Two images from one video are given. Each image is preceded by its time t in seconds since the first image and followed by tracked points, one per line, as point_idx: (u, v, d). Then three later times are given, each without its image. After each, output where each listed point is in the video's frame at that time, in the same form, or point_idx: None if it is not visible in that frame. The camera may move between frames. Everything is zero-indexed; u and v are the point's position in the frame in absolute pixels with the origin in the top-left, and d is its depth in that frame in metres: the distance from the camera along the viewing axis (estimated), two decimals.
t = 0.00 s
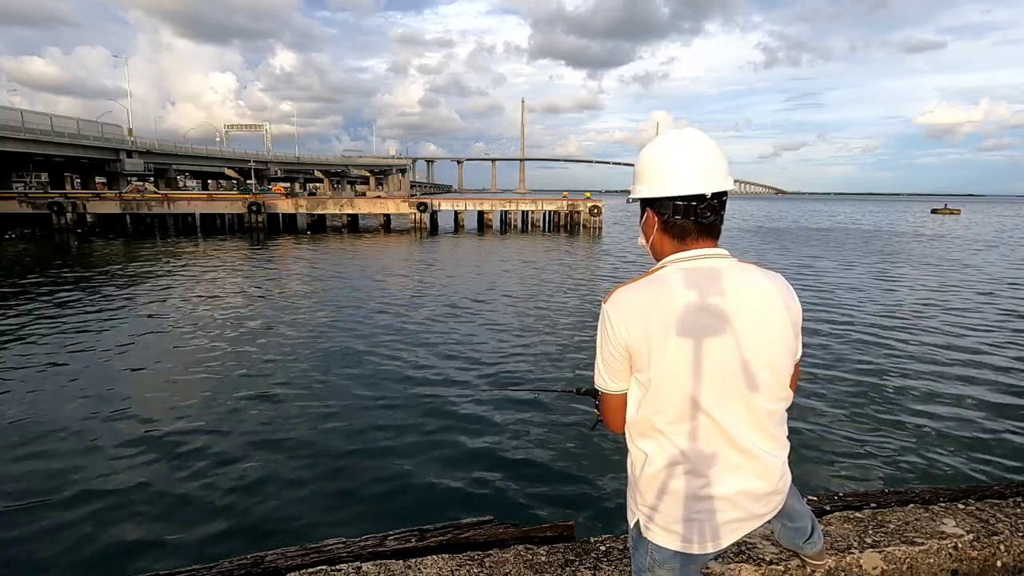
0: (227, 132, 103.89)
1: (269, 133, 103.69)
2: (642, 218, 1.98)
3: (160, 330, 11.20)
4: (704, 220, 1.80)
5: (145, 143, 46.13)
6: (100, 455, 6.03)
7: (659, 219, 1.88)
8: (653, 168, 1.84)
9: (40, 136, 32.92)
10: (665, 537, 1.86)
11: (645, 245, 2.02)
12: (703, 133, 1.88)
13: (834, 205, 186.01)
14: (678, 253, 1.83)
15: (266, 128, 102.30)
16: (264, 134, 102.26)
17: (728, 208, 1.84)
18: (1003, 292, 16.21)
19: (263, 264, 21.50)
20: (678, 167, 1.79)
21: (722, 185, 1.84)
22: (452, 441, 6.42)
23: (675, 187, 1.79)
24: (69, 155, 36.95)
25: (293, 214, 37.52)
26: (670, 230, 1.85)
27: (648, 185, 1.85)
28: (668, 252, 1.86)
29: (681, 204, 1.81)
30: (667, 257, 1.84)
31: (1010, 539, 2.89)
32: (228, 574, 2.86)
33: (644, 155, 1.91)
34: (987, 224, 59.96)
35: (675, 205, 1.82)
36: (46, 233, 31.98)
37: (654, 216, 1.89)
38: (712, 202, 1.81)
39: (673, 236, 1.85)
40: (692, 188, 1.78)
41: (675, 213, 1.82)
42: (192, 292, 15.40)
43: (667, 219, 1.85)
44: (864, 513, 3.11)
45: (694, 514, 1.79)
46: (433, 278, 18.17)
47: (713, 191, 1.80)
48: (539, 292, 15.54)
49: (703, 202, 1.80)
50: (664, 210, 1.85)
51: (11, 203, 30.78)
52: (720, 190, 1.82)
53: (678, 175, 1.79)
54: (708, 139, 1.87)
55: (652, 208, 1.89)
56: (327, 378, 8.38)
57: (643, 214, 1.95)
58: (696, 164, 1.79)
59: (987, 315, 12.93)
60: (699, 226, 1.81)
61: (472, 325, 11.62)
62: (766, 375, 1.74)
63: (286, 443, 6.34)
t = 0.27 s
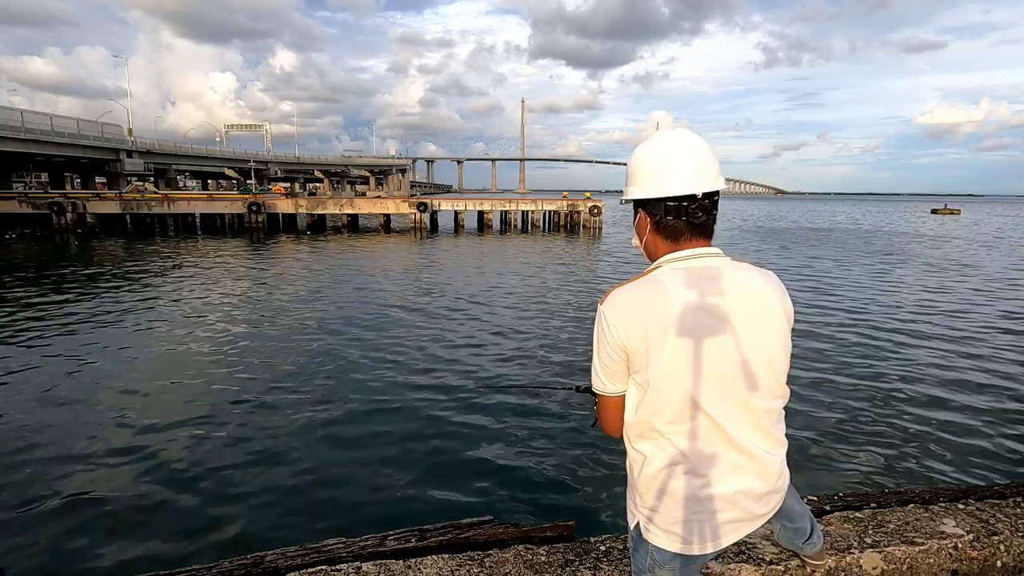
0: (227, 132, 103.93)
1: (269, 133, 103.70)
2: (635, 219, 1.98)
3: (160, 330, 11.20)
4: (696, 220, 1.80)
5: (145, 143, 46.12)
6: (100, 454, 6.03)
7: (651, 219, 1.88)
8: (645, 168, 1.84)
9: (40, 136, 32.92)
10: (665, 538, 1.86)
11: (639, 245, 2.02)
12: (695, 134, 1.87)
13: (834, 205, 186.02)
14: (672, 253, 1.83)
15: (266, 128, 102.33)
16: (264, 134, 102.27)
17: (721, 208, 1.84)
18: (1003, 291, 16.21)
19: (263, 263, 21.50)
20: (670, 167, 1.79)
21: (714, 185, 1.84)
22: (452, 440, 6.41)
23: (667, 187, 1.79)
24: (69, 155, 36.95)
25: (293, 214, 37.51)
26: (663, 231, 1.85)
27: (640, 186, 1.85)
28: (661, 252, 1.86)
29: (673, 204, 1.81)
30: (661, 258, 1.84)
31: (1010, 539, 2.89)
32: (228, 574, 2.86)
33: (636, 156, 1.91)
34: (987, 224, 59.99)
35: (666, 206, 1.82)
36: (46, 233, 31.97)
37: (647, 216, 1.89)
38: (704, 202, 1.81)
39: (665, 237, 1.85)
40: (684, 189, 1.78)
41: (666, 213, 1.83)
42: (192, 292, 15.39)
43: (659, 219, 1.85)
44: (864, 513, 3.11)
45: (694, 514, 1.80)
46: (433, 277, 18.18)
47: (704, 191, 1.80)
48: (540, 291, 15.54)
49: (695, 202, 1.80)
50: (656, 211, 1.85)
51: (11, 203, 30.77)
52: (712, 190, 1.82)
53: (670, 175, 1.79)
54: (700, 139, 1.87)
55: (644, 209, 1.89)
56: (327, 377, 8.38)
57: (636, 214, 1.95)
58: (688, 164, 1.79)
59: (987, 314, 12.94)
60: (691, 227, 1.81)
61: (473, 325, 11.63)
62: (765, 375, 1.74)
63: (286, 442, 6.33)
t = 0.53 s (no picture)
0: (227, 133, 104.00)
1: (269, 133, 103.69)
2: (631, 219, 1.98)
3: (161, 330, 11.19)
4: (692, 221, 1.80)
5: (145, 143, 46.09)
6: (100, 455, 6.02)
7: (646, 220, 1.87)
8: (641, 169, 1.84)
9: (40, 136, 32.92)
10: (666, 540, 1.86)
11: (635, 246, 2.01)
12: (692, 135, 1.87)
13: (834, 205, 185.99)
14: (667, 254, 1.84)
15: (266, 128, 102.33)
16: (264, 134, 102.26)
17: (717, 209, 1.84)
18: (1003, 291, 16.21)
19: (263, 263, 21.50)
20: (667, 168, 1.78)
21: (711, 187, 1.83)
22: (452, 440, 6.41)
23: (662, 188, 1.79)
24: (69, 155, 36.95)
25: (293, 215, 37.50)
26: (658, 232, 1.85)
27: (636, 186, 1.85)
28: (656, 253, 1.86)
29: (668, 205, 1.81)
30: (658, 258, 1.84)
31: (1010, 539, 2.89)
32: (228, 574, 2.86)
33: (633, 155, 1.90)
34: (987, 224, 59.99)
35: (663, 206, 1.82)
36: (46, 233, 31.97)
37: (642, 217, 1.89)
38: (699, 203, 1.81)
39: (660, 238, 1.85)
40: (680, 189, 1.78)
41: (662, 214, 1.83)
42: (192, 292, 15.41)
43: (655, 220, 1.85)
44: (864, 513, 3.11)
45: (696, 516, 1.79)
46: (433, 277, 18.20)
47: (700, 192, 1.80)
48: (540, 292, 15.56)
49: (691, 203, 1.80)
50: (652, 212, 1.85)
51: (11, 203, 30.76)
52: (709, 190, 1.81)
53: (666, 177, 1.79)
54: (700, 140, 1.87)
55: (639, 210, 1.89)
56: (327, 378, 8.37)
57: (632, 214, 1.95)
58: (684, 165, 1.79)
59: (987, 314, 12.94)
60: (687, 227, 1.81)
61: (473, 325, 11.64)
62: (765, 375, 1.75)
63: (286, 442, 6.34)
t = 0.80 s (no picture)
0: (227, 132, 103.96)
1: (269, 133, 103.66)
2: (631, 219, 1.97)
3: (161, 330, 11.19)
4: (691, 221, 1.80)
5: (145, 143, 46.08)
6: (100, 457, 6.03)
7: (646, 220, 1.87)
8: (641, 169, 1.83)
9: (40, 136, 32.92)
10: (667, 540, 1.86)
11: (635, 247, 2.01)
12: (692, 135, 1.87)
13: (834, 205, 185.97)
14: (667, 254, 1.84)
15: (266, 128, 102.31)
16: (264, 134, 102.21)
17: (717, 210, 1.84)
18: (1003, 291, 16.20)
19: (263, 263, 21.52)
20: (667, 168, 1.78)
21: (711, 187, 1.83)
22: (451, 441, 6.42)
23: (663, 188, 1.79)
24: (69, 155, 36.96)
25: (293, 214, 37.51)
26: (657, 233, 1.85)
27: (635, 187, 1.85)
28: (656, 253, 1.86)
29: (668, 205, 1.81)
30: (658, 259, 1.83)
31: (1010, 539, 2.89)
32: (228, 574, 2.86)
33: (633, 155, 1.90)
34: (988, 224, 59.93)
35: (662, 207, 1.82)
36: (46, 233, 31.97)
37: (642, 218, 1.89)
38: (699, 203, 1.80)
39: (660, 238, 1.85)
40: (680, 189, 1.78)
41: (661, 215, 1.83)
42: (192, 292, 15.42)
43: (654, 220, 1.85)
44: (864, 513, 3.11)
45: (697, 515, 1.79)
46: (433, 278, 18.21)
47: (699, 193, 1.80)
48: (540, 292, 15.56)
49: (691, 203, 1.80)
50: (651, 212, 1.85)
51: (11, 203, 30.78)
52: (708, 191, 1.81)
53: (666, 177, 1.78)
54: (700, 139, 1.87)
55: (639, 210, 1.89)
56: (327, 378, 8.37)
57: (633, 215, 1.95)
58: (684, 165, 1.79)
59: (987, 315, 12.94)
60: (686, 228, 1.81)
61: (473, 325, 11.64)
62: (765, 374, 1.75)
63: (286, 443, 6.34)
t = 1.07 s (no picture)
0: (227, 132, 103.94)
1: (269, 133, 103.64)
2: (633, 219, 1.98)
3: (161, 330, 11.21)
4: (693, 222, 1.80)
5: (145, 143, 46.09)
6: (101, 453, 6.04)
7: (648, 221, 1.88)
8: (643, 171, 1.84)
9: (40, 136, 32.90)
10: (668, 541, 1.86)
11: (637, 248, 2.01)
12: (694, 135, 1.87)
13: (834, 205, 185.96)
14: (668, 255, 1.84)
15: (266, 128, 102.30)
16: (264, 134, 102.19)
17: (718, 211, 1.85)
18: (1003, 292, 16.21)
19: (263, 263, 21.52)
20: (668, 169, 1.79)
21: (713, 188, 1.84)
22: (451, 439, 6.42)
23: (664, 189, 1.79)
24: (69, 155, 36.95)
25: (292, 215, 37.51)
26: (659, 234, 1.85)
27: (636, 187, 1.85)
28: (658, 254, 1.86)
29: (670, 206, 1.81)
30: (659, 259, 1.84)
31: (1010, 540, 2.89)
32: (228, 574, 2.86)
33: (636, 156, 1.91)
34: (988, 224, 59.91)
35: (664, 207, 1.82)
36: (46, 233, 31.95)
37: (644, 218, 1.89)
38: (700, 204, 1.81)
39: (662, 239, 1.85)
40: (682, 189, 1.78)
41: (663, 215, 1.83)
42: (192, 292, 15.42)
43: (656, 221, 1.85)
44: (864, 513, 3.11)
45: (697, 516, 1.80)
46: (433, 278, 18.22)
47: (701, 193, 1.80)
48: (541, 292, 15.57)
49: (694, 204, 1.80)
50: (653, 213, 1.85)
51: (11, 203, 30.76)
52: (710, 191, 1.82)
53: (667, 177, 1.79)
54: (702, 140, 1.88)
55: (641, 211, 1.89)
56: (328, 378, 8.37)
57: (634, 216, 1.95)
58: (686, 166, 1.79)
59: (987, 314, 12.95)
60: (688, 228, 1.81)
61: (473, 326, 11.65)
62: (765, 375, 1.75)
63: (287, 442, 6.34)
